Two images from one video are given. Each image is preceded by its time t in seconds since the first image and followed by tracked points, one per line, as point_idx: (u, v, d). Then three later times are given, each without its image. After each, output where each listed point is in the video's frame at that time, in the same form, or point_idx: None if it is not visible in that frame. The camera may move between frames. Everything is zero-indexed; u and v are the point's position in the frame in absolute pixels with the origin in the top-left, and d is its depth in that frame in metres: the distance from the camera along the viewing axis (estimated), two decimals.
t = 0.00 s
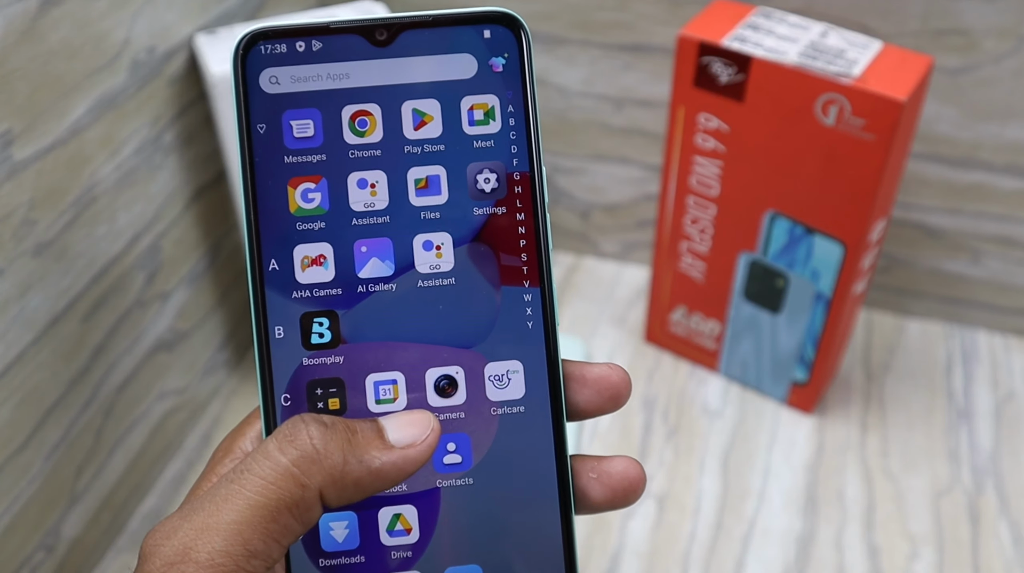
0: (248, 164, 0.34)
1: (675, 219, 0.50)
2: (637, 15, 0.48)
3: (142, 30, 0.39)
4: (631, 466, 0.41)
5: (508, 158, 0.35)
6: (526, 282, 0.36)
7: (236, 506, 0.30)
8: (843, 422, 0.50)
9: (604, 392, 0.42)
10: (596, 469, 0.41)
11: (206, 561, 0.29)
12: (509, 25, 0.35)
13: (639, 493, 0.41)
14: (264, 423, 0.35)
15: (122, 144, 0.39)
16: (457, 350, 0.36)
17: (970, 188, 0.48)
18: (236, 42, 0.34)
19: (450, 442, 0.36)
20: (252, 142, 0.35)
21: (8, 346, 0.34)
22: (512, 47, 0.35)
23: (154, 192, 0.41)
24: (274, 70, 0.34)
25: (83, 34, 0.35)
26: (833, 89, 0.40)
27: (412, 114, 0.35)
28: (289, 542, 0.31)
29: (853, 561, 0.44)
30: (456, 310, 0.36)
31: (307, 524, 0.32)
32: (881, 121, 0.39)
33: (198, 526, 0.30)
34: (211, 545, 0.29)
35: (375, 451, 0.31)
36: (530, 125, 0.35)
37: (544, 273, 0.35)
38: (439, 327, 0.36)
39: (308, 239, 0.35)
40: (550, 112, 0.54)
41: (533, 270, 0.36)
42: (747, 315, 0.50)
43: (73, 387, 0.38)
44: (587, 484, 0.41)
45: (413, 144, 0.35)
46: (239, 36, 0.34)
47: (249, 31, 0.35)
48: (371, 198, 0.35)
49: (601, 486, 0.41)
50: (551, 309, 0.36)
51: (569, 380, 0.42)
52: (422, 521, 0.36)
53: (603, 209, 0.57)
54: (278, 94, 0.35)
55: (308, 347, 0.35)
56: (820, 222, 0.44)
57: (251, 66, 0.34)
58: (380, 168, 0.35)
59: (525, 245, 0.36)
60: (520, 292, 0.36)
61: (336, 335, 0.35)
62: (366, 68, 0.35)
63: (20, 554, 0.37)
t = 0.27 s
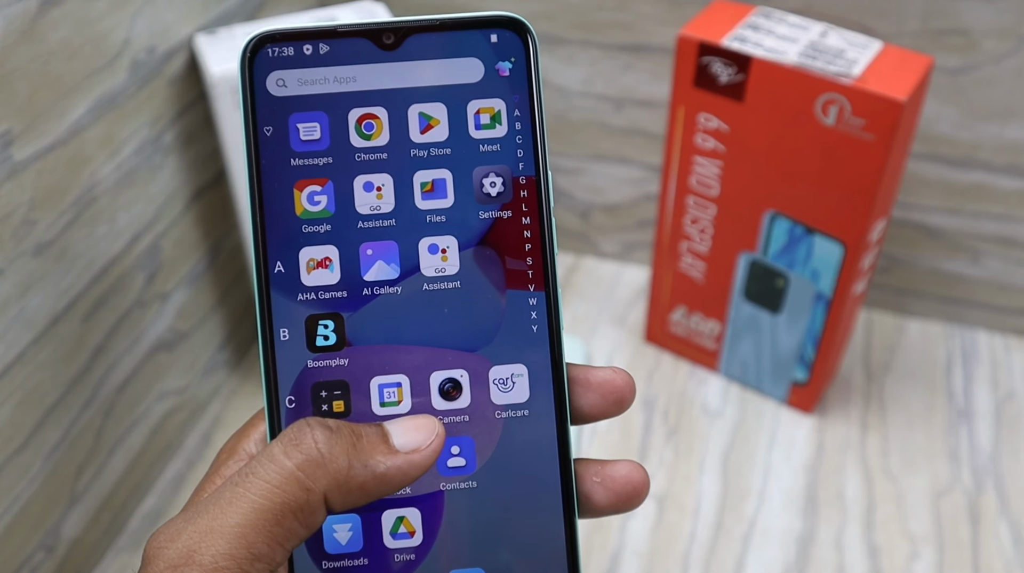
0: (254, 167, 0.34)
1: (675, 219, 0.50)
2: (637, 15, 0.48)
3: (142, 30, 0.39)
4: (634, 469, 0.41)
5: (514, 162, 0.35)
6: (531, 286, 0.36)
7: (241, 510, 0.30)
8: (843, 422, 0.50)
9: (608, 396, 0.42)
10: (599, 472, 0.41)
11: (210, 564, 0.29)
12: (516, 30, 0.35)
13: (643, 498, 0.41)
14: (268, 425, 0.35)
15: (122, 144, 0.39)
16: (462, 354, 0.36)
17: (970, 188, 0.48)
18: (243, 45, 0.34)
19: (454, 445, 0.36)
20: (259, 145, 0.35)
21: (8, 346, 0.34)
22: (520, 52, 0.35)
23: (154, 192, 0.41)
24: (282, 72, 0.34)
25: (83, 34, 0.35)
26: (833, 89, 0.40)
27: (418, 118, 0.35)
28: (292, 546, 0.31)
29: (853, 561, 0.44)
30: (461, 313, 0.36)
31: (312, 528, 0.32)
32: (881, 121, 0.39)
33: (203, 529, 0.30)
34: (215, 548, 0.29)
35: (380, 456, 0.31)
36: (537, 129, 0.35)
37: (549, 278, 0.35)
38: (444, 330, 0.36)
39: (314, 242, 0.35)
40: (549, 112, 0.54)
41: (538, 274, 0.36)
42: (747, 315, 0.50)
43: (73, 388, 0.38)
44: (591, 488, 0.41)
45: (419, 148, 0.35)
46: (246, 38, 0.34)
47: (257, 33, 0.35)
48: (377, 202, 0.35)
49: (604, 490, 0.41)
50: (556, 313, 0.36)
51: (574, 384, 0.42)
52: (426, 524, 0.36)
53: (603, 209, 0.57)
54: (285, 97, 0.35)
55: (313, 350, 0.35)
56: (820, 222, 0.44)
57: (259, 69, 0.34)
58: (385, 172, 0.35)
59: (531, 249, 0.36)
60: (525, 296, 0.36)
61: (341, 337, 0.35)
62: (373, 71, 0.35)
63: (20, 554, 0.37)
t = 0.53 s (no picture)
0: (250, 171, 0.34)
1: (675, 219, 0.50)
2: (637, 15, 0.48)
3: (143, 30, 0.39)
4: (630, 473, 0.41)
5: (510, 166, 0.35)
6: (528, 289, 0.36)
7: (238, 515, 0.30)
8: (843, 422, 0.50)
9: (604, 399, 0.42)
10: (596, 477, 0.41)
11: (205, 568, 0.29)
12: (512, 33, 0.35)
13: (639, 501, 0.41)
14: (264, 430, 0.35)
15: (122, 145, 0.39)
16: (457, 357, 0.36)
17: (970, 188, 0.48)
18: (238, 49, 0.34)
19: (451, 449, 0.36)
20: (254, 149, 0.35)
21: (8, 347, 0.34)
22: (515, 55, 0.35)
23: (154, 192, 0.41)
24: (277, 76, 0.34)
25: (83, 35, 0.36)
26: (833, 89, 0.40)
27: (414, 122, 0.35)
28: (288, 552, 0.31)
29: (853, 561, 0.44)
30: (456, 317, 0.36)
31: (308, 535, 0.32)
32: (881, 121, 0.39)
33: (199, 533, 0.30)
34: (211, 553, 0.29)
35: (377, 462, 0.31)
36: (533, 132, 0.35)
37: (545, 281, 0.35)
38: (439, 334, 0.36)
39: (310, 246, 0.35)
40: (550, 112, 0.54)
41: (534, 277, 0.36)
42: (747, 315, 0.50)
43: (74, 387, 0.38)
44: (587, 492, 0.41)
45: (415, 151, 0.35)
46: (241, 42, 0.34)
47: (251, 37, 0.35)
48: (373, 205, 0.35)
49: (600, 494, 0.41)
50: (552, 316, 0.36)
51: (569, 387, 0.42)
52: (422, 527, 0.36)
53: (603, 209, 0.57)
54: (280, 101, 0.35)
55: (309, 354, 0.35)
56: (820, 223, 0.44)
57: (254, 73, 0.34)
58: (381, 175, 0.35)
59: (527, 252, 0.36)
60: (521, 300, 0.36)
61: (337, 341, 0.35)
62: (369, 75, 0.35)
63: (21, 554, 0.37)
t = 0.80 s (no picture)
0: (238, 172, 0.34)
1: (676, 219, 0.50)
2: (637, 15, 0.48)
3: (143, 30, 0.39)
4: (624, 474, 0.41)
5: (500, 164, 0.35)
6: (518, 289, 0.36)
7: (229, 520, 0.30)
8: (843, 422, 0.50)
9: (597, 400, 0.42)
10: (589, 478, 0.41)
11: None
12: (499, 30, 0.35)
13: (634, 502, 0.41)
14: (253, 433, 0.35)
15: (122, 144, 0.39)
16: (448, 359, 0.36)
17: (970, 188, 0.48)
18: (226, 50, 0.34)
19: (441, 451, 0.36)
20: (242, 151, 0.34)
21: (8, 347, 0.34)
22: (503, 52, 0.35)
23: (154, 192, 0.41)
24: (265, 77, 0.34)
25: (83, 35, 0.35)
26: (833, 89, 0.40)
27: (403, 122, 0.35)
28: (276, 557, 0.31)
29: (853, 561, 0.44)
30: (447, 318, 0.36)
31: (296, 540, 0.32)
32: (881, 121, 0.39)
33: (188, 539, 0.30)
34: (198, 557, 0.29)
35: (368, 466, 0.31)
36: (522, 130, 0.35)
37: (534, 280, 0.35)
38: (429, 335, 0.36)
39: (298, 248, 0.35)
40: (550, 112, 0.54)
41: (524, 276, 0.36)
42: (747, 315, 0.50)
43: (74, 387, 0.38)
44: (580, 492, 0.41)
45: (404, 152, 0.35)
46: (229, 43, 0.34)
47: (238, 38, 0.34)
48: (362, 206, 0.35)
49: (594, 495, 0.40)
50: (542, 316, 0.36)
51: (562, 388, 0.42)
52: (413, 531, 0.36)
53: (603, 209, 0.57)
54: (268, 102, 0.35)
55: (297, 356, 0.35)
56: (820, 223, 0.44)
57: (241, 74, 0.34)
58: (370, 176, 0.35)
59: (517, 252, 0.36)
60: (512, 299, 0.36)
61: (326, 344, 0.35)
62: (357, 75, 0.35)
63: (20, 554, 0.37)
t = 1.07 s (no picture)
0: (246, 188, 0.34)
1: (676, 219, 0.50)
2: (637, 15, 0.48)
3: (142, 30, 0.39)
4: (623, 475, 0.41)
5: (498, 176, 0.35)
6: (516, 295, 0.36)
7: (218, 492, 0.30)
8: (842, 422, 0.50)
9: (596, 403, 0.42)
10: (588, 479, 0.41)
11: (193, 549, 0.29)
12: (498, 50, 0.35)
13: (632, 502, 0.41)
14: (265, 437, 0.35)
15: (122, 144, 0.39)
16: (451, 364, 0.36)
17: (970, 188, 0.48)
18: (235, 73, 0.34)
19: (444, 453, 0.36)
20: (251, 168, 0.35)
21: (8, 347, 0.34)
22: (500, 72, 0.35)
23: (154, 192, 0.41)
24: (273, 97, 0.35)
25: (83, 35, 0.35)
26: (833, 89, 0.40)
27: (404, 135, 0.35)
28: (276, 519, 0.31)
29: (853, 561, 0.44)
30: (449, 322, 0.36)
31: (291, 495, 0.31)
32: (881, 121, 0.39)
33: (182, 520, 0.30)
34: (197, 531, 0.29)
35: (322, 381, 0.31)
36: (518, 144, 0.35)
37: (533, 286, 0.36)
38: (432, 339, 0.36)
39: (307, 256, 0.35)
40: (550, 112, 0.54)
41: (523, 282, 0.36)
42: (747, 315, 0.50)
43: (73, 387, 0.38)
44: (580, 494, 0.41)
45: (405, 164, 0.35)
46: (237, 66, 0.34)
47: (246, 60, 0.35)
48: (365, 215, 0.35)
49: (594, 496, 0.41)
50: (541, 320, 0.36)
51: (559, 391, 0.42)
52: (418, 531, 0.36)
53: (603, 209, 0.57)
54: (276, 121, 0.35)
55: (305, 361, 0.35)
56: (820, 223, 0.44)
57: (249, 95, 0.35)
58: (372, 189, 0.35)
59: (516, 258, 0.36)
60: (511, 305, 0.36)
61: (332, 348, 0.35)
62: (361, 93, 0.35)
63: (20, 553, 0.37)
